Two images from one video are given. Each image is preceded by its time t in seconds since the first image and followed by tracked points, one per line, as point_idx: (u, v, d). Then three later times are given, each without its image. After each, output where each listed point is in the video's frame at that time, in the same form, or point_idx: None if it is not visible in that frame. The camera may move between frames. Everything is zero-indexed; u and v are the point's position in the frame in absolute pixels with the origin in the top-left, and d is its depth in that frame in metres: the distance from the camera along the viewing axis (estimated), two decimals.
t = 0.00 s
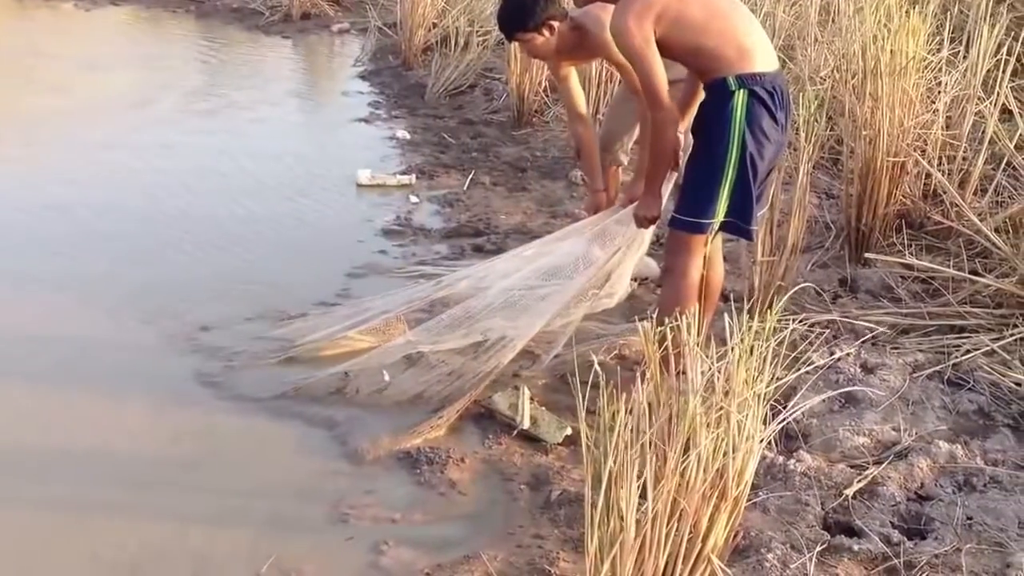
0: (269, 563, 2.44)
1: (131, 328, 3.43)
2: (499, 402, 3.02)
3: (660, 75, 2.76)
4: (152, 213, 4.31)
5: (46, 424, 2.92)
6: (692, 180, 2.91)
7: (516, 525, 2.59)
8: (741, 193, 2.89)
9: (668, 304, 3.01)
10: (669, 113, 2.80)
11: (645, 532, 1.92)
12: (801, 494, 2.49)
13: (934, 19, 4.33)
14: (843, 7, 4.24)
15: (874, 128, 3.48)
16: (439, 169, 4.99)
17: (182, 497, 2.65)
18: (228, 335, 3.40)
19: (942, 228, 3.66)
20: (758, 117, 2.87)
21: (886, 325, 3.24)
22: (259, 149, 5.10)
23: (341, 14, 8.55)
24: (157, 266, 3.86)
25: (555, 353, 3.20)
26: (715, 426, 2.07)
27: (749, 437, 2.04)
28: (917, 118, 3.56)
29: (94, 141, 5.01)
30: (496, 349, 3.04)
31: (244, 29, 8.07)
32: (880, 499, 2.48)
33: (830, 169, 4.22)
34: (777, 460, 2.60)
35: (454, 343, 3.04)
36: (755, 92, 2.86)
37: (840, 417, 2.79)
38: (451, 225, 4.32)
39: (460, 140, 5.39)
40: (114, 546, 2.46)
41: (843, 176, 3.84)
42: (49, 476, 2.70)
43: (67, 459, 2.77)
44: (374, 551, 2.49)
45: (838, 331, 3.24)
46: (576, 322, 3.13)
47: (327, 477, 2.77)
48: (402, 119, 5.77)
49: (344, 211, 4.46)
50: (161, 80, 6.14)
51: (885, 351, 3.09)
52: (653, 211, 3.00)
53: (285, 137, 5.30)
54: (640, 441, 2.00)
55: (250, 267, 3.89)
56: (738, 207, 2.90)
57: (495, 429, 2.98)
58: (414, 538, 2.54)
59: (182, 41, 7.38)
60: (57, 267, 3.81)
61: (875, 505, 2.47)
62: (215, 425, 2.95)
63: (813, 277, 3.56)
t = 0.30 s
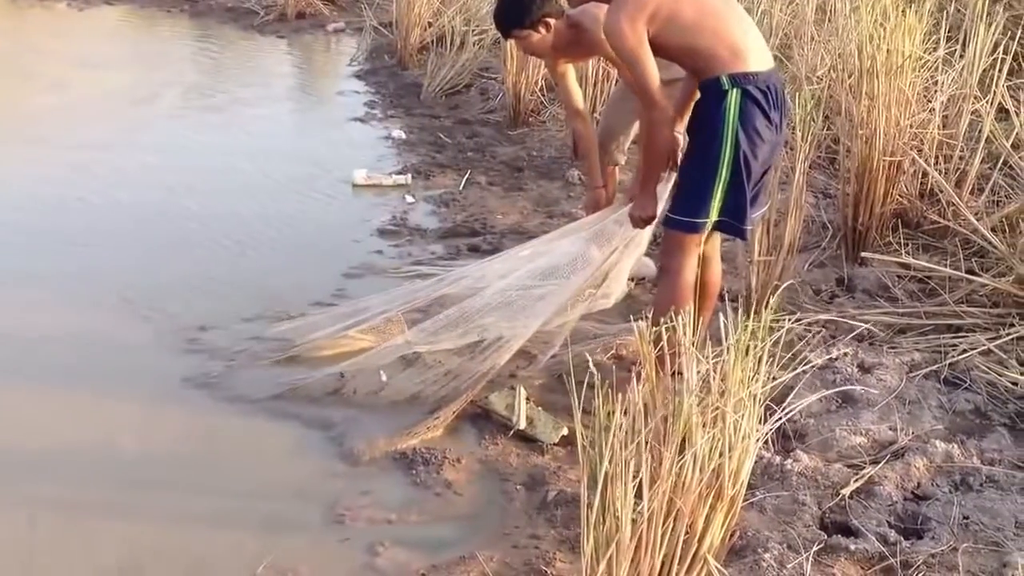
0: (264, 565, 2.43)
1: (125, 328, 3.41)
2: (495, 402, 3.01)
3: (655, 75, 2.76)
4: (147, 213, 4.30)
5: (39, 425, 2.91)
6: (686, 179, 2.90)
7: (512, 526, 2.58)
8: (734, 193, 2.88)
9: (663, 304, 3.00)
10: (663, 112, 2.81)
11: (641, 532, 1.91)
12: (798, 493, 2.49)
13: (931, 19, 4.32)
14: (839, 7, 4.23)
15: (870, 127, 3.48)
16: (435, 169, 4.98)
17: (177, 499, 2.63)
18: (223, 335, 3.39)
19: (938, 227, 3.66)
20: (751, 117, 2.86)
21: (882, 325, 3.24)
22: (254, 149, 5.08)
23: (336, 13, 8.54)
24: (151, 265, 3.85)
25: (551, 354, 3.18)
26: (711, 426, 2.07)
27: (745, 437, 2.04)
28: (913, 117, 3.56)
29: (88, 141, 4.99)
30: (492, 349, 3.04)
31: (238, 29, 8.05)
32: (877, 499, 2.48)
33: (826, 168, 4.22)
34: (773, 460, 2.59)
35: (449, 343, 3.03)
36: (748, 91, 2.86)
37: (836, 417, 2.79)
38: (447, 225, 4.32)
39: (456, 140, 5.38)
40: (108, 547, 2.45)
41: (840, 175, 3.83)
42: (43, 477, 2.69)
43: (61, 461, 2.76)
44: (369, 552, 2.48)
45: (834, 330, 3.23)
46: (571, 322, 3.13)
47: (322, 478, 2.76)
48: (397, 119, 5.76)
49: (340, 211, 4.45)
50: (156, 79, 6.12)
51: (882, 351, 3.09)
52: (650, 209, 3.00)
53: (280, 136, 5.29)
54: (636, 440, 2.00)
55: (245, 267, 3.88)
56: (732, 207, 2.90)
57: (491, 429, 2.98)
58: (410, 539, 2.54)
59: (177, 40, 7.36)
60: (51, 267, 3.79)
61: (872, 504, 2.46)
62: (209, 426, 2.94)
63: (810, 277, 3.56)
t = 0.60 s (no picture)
0: (259, 566, 2.42)
1: (120, 329, 3.40)
2: (491, 402, 3.00)
3: (648, 74, 2.75)
4: (142, 213, 4.28)
5: (33, 426, 2.89)
6: (680, 178, 2.89)
7: (508, 526, 2.57)
8: (729, 193, 2.88)
9: (658, 304, 2.99)
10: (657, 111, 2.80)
11: (637, 532, 1.91)
12: (795, 493, 2.48)
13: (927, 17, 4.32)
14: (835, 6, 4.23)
15: (867, 126, 3.48)
16: (431, 169, 4.97)
17: (172, 500, 2.62)
18: (218, 335, 3.37)
19: (935, 227, 3.65)
20: (745, 116, 2.85)
21: (879, 324, 3.23)
22: (249, 149, 5.07)
23: (332, 13, 8.53)
24: (146, 266, 3.84)
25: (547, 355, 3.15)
26: (707, 426, 2.07)
27: (741, 437, 2.04)
28: (910, 116, 3.55)
29: (83, 141, 4.98)
30: (488, 350, 3.03)
31: (233, 28, 8.04)
32: (874, 499, 2.47)
33: (823, 168, 4.21)
34: (770, 460, 2.59)
35: (445, 344, 3.03)
36: (743, 90, 2.85)
37: (833, 417, 2.78)
38: (443, 225, 4.31)
39: (452, 140, 5.37)
40: (103, 548, 2.44)
41: (836, 174, 3.83)
42: (37, 479, 2.68)
43: (55, 462, 2.74)
44: (366, 553, 2.48)
45: (831, 330, 3.23)
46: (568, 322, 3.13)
47: (317, 479, 2.75)
48: (393, 119, 5.74)
49: (336, 212, 4.44)
50: (151, 79, 6.10)
51: (878, 350, 3.08)
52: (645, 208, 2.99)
53: (275, 136, 5.28)
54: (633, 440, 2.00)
55: (240, 267, 3.87)
56: (727, 207, 2.89)
57: (486, 429, 2.97)
58: (406, 540, 2.53)
59: (172, 40, 7.35)
60: (46, 268, 3.78)
61: (869, 504, 2.46)
62: (204, 427, 2.93)
63: (806, 276, 3.55)
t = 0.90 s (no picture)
0: (254, 566, 2.41)
1: (114, 328, 3.39)
2: (487, 402, 3.00)
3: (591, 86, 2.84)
4: (137, 213, 4.27)
5: (27, 426, 2.88)
6: (678, 179, 2.89)
7: (505, 526, 2.57)
8: (726, 194, 2.87)
9: (655, 304, 2.98)
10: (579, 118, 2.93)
11: (634, 532, 1.91)
12: (792, 493, 2.48)
13: (923, 16, 4.32)
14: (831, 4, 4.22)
15: (863, 125, 3.47)
16: (427, 169, 4.96)
17: (167, 500, 2.62)
18: (213, 335, 3.36)
19: (931, 226, 3.65)
20: (743, 116, 2.85)
21: (875, 324, 3.23)
22: (244, 148, 5.06)
23: (327, 12, 8.51)
24: (140, 265, 3.82)
25: (544, 355, 3.14)
26: (703, 426, 2.07)
27: (738, 436, 2.04)
28: (906, 115, 3.55)
29: (77, 141, 4.96)
30: (484, 350, 3.02)
31: (228, 27, 8.02)
32: (871, 498, 2.46)
33: (819, 167, 4.21)
34: (767, 460, 2.58)
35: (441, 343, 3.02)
36: (740, 90, 2.84)
37: (829, 416, 2.77)
38: (439, 224, 4.30)
39: (447, 139, 5.36)
40: (98, 549, 2.44)
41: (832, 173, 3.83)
42: (30, 480, 2.67)
43: (48, 463, 2.73)
44: (361, 554, 2.47)
45: (828, 329, 3.22)
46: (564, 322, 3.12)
47: (313, 479, 2.74)
48: (389, 118, 5.73)
49: (331, 211, 4.42)
50: (146, 79, 6.09)
51: (875, 350, 3.08)
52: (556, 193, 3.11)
53: (271, 135, 5.26)
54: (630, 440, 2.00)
55: (234, 267, 3.86)
56: (724, 208, 2.88)
57: (483, 429, 2.96)
58: (402, 540, 2.52)
59: (167, 39, 7.33)
60: (40, 267, 3.76)
61: (865, 503, 2.45)
62: (200, 426, 2.92)
63: (802, 276, 3.55)
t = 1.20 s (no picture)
0: (250, 567, 2.41)
1: (109, 329, 3.38)
2: (483, 402, 2.99)
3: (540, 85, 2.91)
4: (131, 212, 4.26)
5: (21, 427, 2.87)
6: (670, 178, 2.88)
7: (501, 526, 2.56)
8: (718, 193, 2.85)
9: (650, 303, 2.98)
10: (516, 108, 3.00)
11: (631, 532, 1.90)
12: (788, 492, 2.48)
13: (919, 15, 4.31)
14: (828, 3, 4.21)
15: (859, 124, 3.47)
16: (422, 168, 4.95)
17: (162, 501, 2.60)
18: (208, 335, 3.35)
19: (927, 224, 3.65)
20: (735, 115, 2.83)
21: (872, 323, 3.23)
22: (239, 147, 5.04)
23: (321, 10, 8.50)
24: (135, 265, 3.81)
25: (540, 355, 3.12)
26: (700, 425, 2.06)
27: (735, 436, 2.04)
28: (902, 114, 3.55)
29: (71, 140, 4.94)
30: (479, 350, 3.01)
31: (223, 26, 8.00)
32: (868, 497, 2.46)
33: (815, 166, 4.21)
34: (763, 459, 2.58)
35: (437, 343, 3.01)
36: (732, 89, 2.83)
37: (826, 416, 2.77)
38: (434, 224, 4.29)
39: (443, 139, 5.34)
40: (93, 550, 2.43)
41: (828, 172, 3.82)
42: (24, 481, 2.66)
43: (42, 464, 2.72)
44: (357, 555, 2.46)
45: (825, 328, 3.22)
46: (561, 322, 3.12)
47: (308, 480, 2.73)
48: (384, 117, 5.71)
49: (327, 211, 4.41)
50: (141, 78, 6.07)
51: (871, 349, 3.07)
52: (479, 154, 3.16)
53: (266, 135, 5.25)
54: (626, 441, 1.99)
55: (230, 266, 3.85)
56: (717, 207, 2.87)
57: (479, 429, 2.96)
58: (398, 540, 2.51)
59: (161, 38, 7.31)
60: (34, 267, 3.75)
61: (862, 502, 2.45)
62: (195, 427, 2.91)
63: (799, 275, 3.54)
